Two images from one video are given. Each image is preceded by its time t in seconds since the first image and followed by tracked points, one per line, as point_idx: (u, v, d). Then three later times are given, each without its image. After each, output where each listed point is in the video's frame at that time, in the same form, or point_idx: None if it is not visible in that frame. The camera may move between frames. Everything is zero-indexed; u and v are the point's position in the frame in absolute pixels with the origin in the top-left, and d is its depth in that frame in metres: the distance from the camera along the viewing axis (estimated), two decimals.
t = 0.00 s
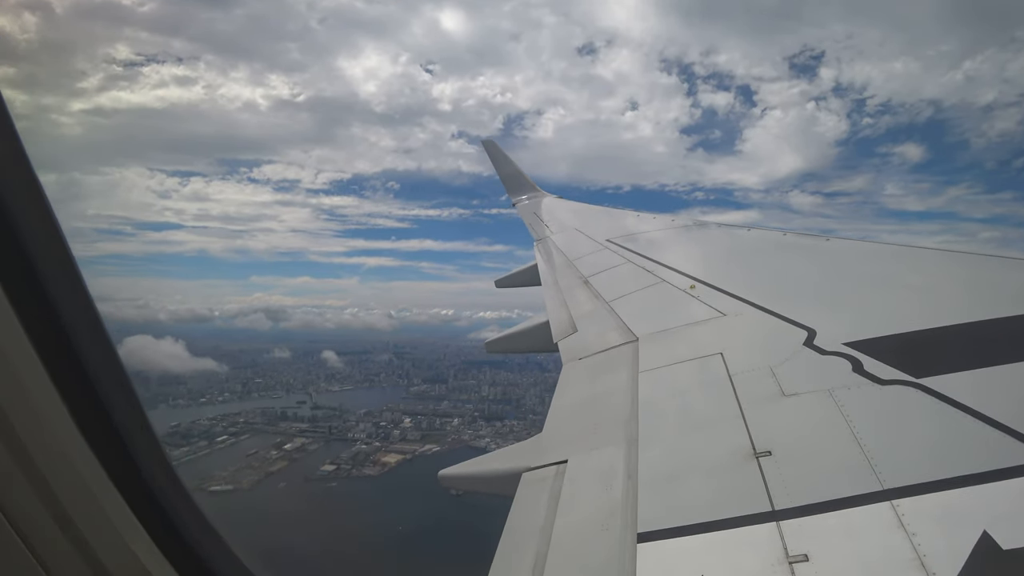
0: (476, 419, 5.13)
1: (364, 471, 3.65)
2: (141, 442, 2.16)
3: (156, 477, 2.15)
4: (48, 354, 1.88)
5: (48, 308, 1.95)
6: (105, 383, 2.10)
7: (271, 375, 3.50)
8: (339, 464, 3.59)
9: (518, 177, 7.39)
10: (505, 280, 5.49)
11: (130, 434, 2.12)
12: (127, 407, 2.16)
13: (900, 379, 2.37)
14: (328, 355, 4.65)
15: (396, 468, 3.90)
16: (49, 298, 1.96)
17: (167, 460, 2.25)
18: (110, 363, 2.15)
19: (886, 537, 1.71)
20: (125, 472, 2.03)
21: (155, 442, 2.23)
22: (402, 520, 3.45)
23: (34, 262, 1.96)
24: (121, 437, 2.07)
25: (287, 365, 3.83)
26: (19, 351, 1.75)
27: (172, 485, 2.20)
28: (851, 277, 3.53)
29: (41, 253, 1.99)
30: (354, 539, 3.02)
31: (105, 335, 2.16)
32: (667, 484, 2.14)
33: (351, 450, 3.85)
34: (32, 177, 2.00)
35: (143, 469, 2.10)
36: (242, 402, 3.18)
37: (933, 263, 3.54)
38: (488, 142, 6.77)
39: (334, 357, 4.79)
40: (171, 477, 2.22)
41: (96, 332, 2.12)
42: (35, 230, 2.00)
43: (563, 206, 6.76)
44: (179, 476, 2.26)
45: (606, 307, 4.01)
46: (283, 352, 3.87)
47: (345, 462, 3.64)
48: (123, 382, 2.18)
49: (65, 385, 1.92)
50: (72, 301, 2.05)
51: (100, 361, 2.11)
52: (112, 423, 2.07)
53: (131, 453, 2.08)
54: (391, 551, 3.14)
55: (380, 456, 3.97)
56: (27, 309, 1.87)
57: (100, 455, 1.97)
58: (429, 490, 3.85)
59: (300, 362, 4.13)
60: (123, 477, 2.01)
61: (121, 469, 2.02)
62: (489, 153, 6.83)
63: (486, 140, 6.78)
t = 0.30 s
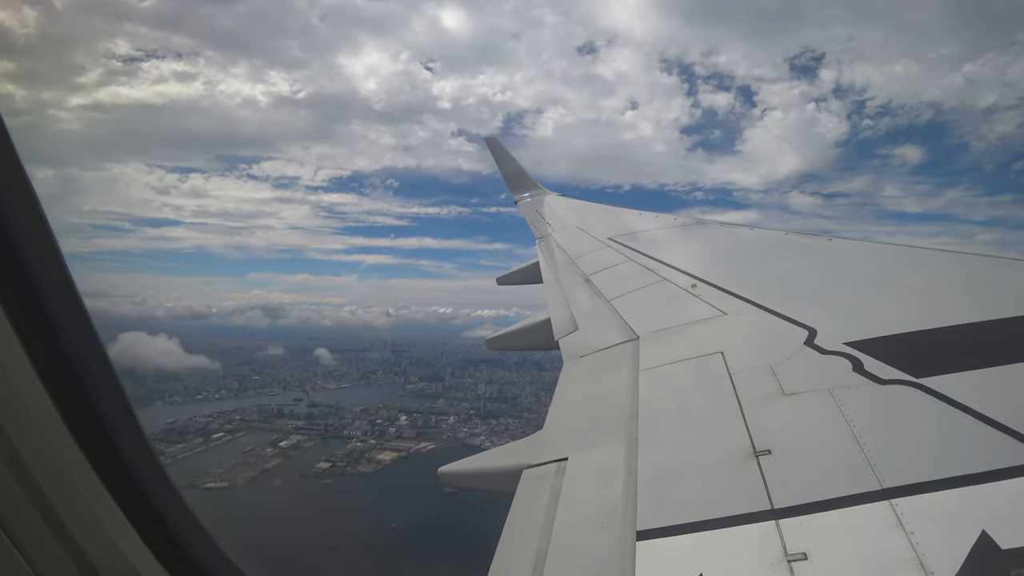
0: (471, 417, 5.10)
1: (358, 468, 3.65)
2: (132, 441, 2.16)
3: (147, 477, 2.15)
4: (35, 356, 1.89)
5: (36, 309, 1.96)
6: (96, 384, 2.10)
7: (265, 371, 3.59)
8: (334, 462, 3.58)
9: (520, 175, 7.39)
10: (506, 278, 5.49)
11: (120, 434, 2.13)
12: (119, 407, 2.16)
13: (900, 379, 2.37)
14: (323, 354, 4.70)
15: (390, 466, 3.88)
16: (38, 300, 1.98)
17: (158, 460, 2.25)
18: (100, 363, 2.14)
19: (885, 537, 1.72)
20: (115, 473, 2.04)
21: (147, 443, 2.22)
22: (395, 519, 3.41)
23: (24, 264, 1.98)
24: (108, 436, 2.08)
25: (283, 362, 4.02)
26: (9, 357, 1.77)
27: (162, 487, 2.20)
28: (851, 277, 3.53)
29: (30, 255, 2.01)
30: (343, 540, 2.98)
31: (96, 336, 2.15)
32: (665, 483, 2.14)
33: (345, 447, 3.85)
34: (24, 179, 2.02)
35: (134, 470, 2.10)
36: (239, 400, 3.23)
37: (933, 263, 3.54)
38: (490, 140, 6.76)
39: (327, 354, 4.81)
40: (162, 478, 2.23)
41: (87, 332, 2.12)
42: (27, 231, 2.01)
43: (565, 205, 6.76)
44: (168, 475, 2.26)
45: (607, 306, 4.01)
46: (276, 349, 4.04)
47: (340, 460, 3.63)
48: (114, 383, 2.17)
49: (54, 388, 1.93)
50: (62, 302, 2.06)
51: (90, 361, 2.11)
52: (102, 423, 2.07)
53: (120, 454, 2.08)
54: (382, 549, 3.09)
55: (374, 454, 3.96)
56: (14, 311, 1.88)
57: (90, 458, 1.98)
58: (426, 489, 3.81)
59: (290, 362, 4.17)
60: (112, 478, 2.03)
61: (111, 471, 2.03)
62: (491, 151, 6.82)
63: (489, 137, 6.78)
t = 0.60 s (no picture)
0: (465, 419, 5.03)
1: (352, 472, 3.58)
2: (141, 443, 2.18)
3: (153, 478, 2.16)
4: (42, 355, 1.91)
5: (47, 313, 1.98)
6: (103, 385, 2.13)
7: (256, 375, 3.46)
8: (327, 464, 3.53)
9: (518, 176, 7.39)
10: (505, 278, 5.49)
11: (128, 433, 2.13)
12: (125, 406, 2.19)
13: (900, 377, 2.38)
14: (312, 355, 4.46)
15: (382, 470, 3.81)
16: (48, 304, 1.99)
17: (164, 459, 2.27)
18: (108, 364, 2.18)
19: (886, 535, 1.72)
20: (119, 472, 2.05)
21: (155, 444, 2.24)
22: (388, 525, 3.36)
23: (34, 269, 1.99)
24: (115, 433, 2.08)
25: (276, 366, 3.87)
26: (9, 349, 1.78)
27: (168, 486, 2.22)
28: (849, 276, 3.53)
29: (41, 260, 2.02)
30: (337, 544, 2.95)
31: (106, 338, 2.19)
32: (666, 482, 2.15)
33: (338, 451, 3.75)
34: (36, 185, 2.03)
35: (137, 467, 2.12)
36: (232, 402, 3.09)
37: (931, 261, 3.54)
38: (488, 141, 6.76)
39: (319, 358, 4.53)
40: (168, 476, 2.24)
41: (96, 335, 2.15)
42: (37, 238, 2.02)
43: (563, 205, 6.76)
44: (174, 471, 2.26)
45: (606, 306, 4.01)
46: (268, 351, 3.88)
47: (333, 463, 3.57)
48: (122, 385, 2.20)
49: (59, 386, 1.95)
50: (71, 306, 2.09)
51: (97, 361, 2.14)
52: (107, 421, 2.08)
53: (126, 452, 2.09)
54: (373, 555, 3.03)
55: (367, 457, 3.87)
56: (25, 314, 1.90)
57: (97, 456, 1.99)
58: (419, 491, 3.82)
59: (283, 363, 4.05)
60: (117, 477, 2.04)
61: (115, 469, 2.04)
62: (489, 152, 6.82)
63: (487, 138, 6.78)
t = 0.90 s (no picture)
0: (453, 420, 4.98)
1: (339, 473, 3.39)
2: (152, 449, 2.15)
3: (167, 482, 2.15)
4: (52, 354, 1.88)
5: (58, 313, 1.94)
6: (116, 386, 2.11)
7: (238, 376, 3.09)
8: (315, 467, 3.28)
9: (511, 176, 7.38)
10: (498, 278, 5.48)
11: (137, 434, 2.12)
12: (136, 409, 2.18)
13: (892, 374, 2.40)
14: (298, 355, 4.01)
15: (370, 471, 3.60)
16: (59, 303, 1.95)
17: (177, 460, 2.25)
18: (122, 365, 2.16)
19: (881, 529, 1.73)
20: (130, 474, 2.01)
21: (166, 447, 2.23)
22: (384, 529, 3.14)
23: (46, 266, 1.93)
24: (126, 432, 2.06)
25: (262, 367, 3.47)
26: (16, 345, 1.72)
27: (182, 491, 2.20)
28: (841, 273, 3.55)
29: (54, 254, 1.97)
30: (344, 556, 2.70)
31: (118, 337, 2.17)
32: (662, 479, 2.15)
33: (324, 452, 3.52)
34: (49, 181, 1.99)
35: (149, 468, 2.10)
36: (219, 404, 2.67)
37: (921, 259, 3.57)
38: (481, 140, 6.75)
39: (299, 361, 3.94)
40: (179, 476, 2.23)
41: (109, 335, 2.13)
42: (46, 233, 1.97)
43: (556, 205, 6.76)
44: (188, 473, 2.27)
45: (600, 305, 4.01)
46: (251, 353, 3.36)
47: (321, 464, 3.35)
48: (133, 386, 2.20)
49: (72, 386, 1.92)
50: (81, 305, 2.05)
51: (109, 362, 2.11)
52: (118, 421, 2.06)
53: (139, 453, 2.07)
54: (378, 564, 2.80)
55: (354, 459, 3.65)
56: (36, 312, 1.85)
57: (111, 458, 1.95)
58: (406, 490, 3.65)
59: (265, 365, 3.54)
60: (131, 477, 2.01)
61: (127, 470, 2.00)
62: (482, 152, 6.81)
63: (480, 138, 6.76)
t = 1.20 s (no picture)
0: (441, 418, 4.84)
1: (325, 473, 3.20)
2: (167, 443, 2.21)
3: (181, 474, 2.21)
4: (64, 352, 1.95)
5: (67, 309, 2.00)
6: (129, 381, 2.18)
7: (224, 376, 3.07)
8: (301, 467, 3.13)
9: (504, 173, 7.37)
10: (490, 274, 5.47)
11: (151, 428, 2.18)
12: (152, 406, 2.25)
13: (883, 368, 2.42)
14: (281, 355, 3.84)
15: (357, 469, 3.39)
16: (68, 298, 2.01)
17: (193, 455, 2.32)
18: (132, 360, 2.21)
19: (873, 521, 1.75)
20: (143, 464, 2.09)
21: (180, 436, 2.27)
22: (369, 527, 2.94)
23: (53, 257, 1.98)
24: (137, 425, 2.13)
25: (246, 368, 3.42)
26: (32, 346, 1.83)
27: (199, 482, 2.26)
28: (831, 270, 3.58)
29: (65, 249, 2.02)
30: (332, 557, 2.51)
31: (128, 333, 2.21)
32: (657, 473, 2.16)
33: (312, 452, 3.34)
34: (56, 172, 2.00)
35: (163, 460, 2.16)
36: (208, 402, 2.53)
37: (910, 255, 3.60)
38: (473, 137, 6.74)
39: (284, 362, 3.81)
40: (193, 466, 2.29)
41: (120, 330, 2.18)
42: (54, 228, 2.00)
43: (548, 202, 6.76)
44: (202, 467, 2.32)
45: (594, 301, 4.02)
46: (234, 353, 3.34)
47: (307, 465, 3.18)
48: (144, 381, 2.24)
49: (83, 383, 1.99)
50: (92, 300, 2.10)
51: (122, 357, 2.17)
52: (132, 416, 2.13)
53: (151, 446, 2.14)
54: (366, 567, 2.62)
55: (341, 458, 3.46)
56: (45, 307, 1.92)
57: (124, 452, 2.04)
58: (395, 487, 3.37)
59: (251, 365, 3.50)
60: (142, 469, 2.09)
61: (140, 461, 2.08)
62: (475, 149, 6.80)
63: (473, 136, 6.75)
